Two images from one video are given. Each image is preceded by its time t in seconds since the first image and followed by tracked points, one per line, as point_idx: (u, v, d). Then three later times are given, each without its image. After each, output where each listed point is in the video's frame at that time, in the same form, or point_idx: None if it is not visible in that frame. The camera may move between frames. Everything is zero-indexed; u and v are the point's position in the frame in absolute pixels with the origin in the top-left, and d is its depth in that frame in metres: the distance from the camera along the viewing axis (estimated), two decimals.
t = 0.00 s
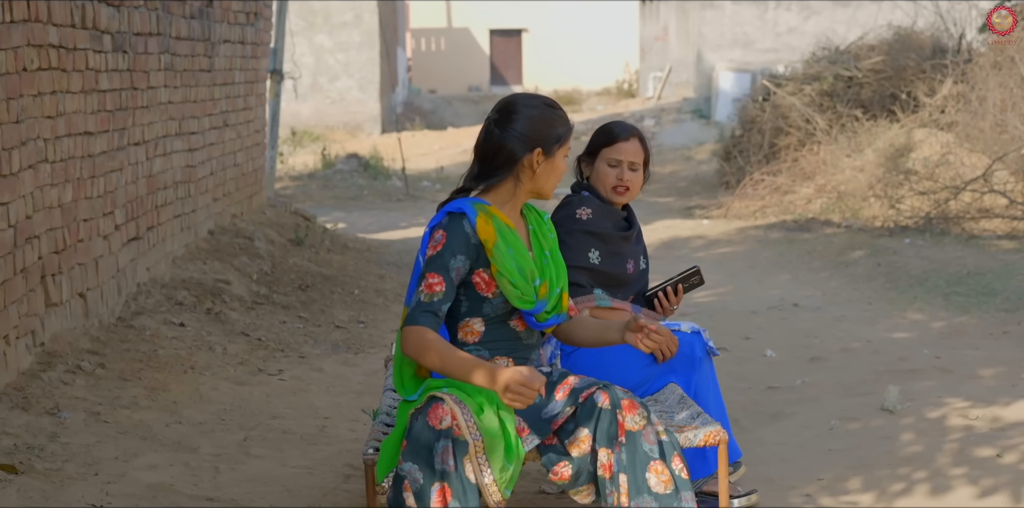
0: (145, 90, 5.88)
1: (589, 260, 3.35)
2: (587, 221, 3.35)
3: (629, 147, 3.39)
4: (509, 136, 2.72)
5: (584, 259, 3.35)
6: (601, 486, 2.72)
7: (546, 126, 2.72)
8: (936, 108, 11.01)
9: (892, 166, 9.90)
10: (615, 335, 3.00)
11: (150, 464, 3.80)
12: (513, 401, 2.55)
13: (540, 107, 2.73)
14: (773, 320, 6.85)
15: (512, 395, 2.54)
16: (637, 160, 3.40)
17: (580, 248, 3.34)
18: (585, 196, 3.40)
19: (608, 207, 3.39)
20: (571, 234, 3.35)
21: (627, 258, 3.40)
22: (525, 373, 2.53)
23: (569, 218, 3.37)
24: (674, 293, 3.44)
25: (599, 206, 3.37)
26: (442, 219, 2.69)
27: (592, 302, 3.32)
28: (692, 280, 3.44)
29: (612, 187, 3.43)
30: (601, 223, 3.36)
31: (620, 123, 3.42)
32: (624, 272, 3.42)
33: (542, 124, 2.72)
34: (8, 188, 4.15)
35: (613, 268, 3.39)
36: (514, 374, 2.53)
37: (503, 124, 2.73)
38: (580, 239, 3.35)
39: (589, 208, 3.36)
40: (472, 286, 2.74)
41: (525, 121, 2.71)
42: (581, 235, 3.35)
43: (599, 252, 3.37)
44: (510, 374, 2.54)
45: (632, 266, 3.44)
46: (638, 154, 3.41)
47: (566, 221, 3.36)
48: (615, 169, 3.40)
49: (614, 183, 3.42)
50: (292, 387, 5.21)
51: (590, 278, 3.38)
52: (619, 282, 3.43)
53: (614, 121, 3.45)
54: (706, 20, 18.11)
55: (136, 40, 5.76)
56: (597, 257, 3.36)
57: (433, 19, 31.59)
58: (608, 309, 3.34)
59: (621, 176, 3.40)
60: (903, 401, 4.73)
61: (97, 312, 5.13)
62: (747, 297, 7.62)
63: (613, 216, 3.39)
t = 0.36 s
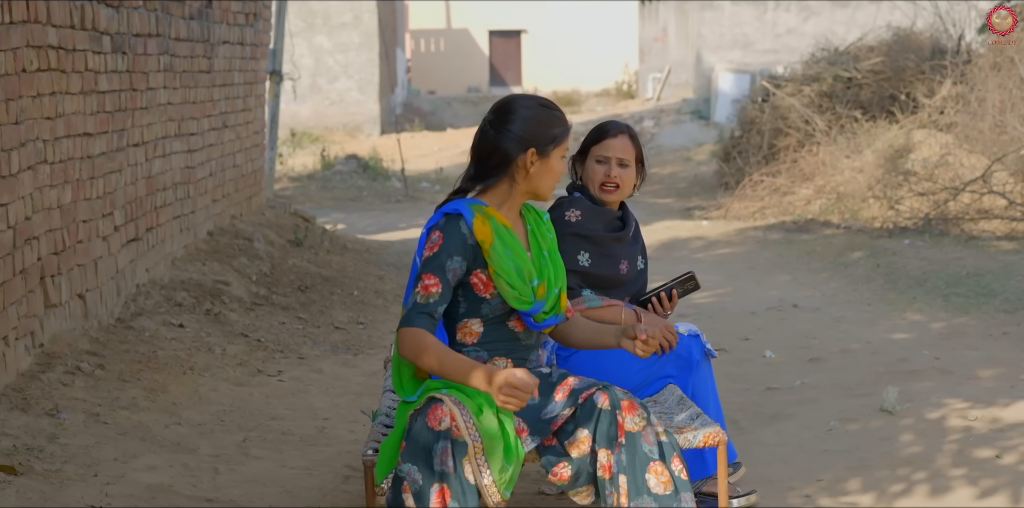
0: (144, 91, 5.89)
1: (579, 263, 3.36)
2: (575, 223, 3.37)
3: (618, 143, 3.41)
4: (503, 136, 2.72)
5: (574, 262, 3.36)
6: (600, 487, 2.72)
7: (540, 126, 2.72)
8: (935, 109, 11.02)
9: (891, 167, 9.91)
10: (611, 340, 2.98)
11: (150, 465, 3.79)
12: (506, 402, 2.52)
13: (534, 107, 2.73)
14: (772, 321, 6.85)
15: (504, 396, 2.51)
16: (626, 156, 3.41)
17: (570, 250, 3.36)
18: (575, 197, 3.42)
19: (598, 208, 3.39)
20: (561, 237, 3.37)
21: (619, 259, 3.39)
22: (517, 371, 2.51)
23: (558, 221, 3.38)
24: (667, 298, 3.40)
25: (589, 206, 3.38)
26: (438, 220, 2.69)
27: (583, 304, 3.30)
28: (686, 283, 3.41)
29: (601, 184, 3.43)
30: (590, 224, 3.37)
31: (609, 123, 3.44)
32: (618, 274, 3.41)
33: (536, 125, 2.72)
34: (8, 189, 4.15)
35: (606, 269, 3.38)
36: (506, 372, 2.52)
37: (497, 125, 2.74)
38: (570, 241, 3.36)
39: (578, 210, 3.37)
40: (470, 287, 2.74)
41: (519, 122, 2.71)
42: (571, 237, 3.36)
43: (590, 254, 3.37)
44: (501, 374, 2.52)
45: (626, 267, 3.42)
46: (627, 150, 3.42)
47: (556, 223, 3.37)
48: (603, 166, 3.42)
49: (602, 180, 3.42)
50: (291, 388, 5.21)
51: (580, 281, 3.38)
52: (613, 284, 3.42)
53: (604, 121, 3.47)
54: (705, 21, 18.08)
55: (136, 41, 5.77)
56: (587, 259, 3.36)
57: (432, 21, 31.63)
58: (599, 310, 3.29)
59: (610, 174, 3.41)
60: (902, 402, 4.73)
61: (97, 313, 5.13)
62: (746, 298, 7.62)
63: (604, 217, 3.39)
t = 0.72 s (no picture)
0: (144, 91, 5.89)
1: (577, 266, 3.36)
2: (573, 225, 3.37)
3: (617, 145, 3.39)
4: (508, 141, 2.72)
5: (571, 264, 3.37)
6: (599, 488, 2.73)
7: (544, 130, 2.72)
8: (935, 110, 11.01)
9: (891, 168, 9.91)
10: (616, 346, 2.98)
11: (150, 465, 3.79)
12: (479, 391, 2.50)
13: (540, 111, 2.73)
14: (772, 321, 6.85)
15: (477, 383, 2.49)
16: (626, 158, 3.40)
17: (569, 252, 3.36)
18: (574, 198, 3.42)
19: (596, 209, 3.40)
20: (560, 239, 3.37)
21: (617, 260, 3.40)
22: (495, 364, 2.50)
23: (557, 223, 3.39)
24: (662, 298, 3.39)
25: (587, 208, 3.38)
26: (435, 223, 2.69)
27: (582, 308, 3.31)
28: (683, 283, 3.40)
29: (602, 187, 3.43)
30: (588, 226, 3.38)
31: (607, 123, 3.40)
32: (616, 275, 3.42)
33: (541, 128, 2.72)
34: (8, 190, 4.15)
35: (604, 271, 3.39)
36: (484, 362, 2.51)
37: (502, 129, 2.73)
38: (567, 244, 3.37)
39: (575, 212, 3.38)
40: (469, 292, 2.74)
41: (522, 126, 2.71)
42: (569, 240, 3.37)
43: (588, 256, 3.37)
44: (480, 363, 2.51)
45: (625, 268, 3.43)
46: (627, 153, 3.41)
47: (555, 226, 3.38)
48: (603, 169, 3.41)
49: (603, 183, 3.42)
50: (291, 389, 5.21)
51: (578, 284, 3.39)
52: (610, 287, 3.42)
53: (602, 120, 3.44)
54: (705, 21, 18.07)
55: (136, 41, 5.76)
56: (586, 262, 3.37)
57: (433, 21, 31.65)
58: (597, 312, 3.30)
59: (610, 176, 3.41)
60: (902, 402, 4.73)
61: (97, 314, 5.13)
62: (746, 298, 7.62)
63: (601, 219, 3.39)
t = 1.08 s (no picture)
0: (144, 91, 5.90)
1: (570, 265, 3.38)
2: (569, 225, 3.37)
3: (620, 149, 3.37)
4: (512, 141, 2.71)
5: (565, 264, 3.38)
6: (599, 488, 2.72)
7: (548, 132, 2.73)
8: (935, 110, 11.00)
9: (890, 168, 9.91)
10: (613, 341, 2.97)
11: (149, 465, 3.79)
12: (466, 396, 2.47)
13: (545, 112, 2.74)
14: (772, 322, 6.85)
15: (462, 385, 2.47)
16: (627, 163, 3.38)
17: (562, 252, 3.37)
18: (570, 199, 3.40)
19: (592, 211, 3.39)
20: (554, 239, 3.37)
21: (610, 261, 3.40)
22: (485, 370, 2.49)
23: (553, 222, 3.39)
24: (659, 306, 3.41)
25: (583, 209, 3.37)
26: (431, 225, 2.69)
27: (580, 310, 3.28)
28: (686, 291, 3.38)
29: (602, 191, 3.42)
30: (583, 227, 3.38)
31: (610, 126, 3.38)
32: (611, 276, 3.42)
33: (545, 130, 2.72)
34: (8, 190, 4.15)
35: (598, 271, 3.40)
36: (475, 368, 2.50)
37: (505, 129, 2.73)
38: (562, 244, 3.38)
39: (572, 212, 3.37)
40: (466, 293, 2.74)
41: (526, 127, 2.71)
42: (564, 239, 3.37)
43: (581, 257, 3.38)
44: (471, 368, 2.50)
45: (619, 269, 3.44)
46: (629, 157, 3.39)
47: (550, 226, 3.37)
48: (604, 173, 3.39)
49: (604, 187, 3.41)
50: (291, 389, 5.21)
51: (571, 283, 3.40)
52: (605, 287, 3.43)
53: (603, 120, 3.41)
54: (705, 22, 18.07)
55: (135, 41, 5.77)
56: (578, 262, 3.38)
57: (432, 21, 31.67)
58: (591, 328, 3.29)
59: (610, 179, 3.39)
60: (901, 402, 4.73)
61: (97, 314, 5.13)
62: (746, 298, 7.62)
63: (597, 220, 3.39)
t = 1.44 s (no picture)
0: (144, 92, 5.90)
1: (569, 267, 3.36)
2: (568, 227, 3.36)
3: (624, 153, 3.37)
4: (512, 142, 2.71)
5: (564, 265, 3.36)
6: (600, 488, 2.72)
7: (547, 132, 2.74)
8: (935, 110, 11.00)
9: (890, 168, 9.91)
10: (610, 344, 2.95)
11: (149, 466, 3.79)
12: (474, 404, 2.50)
13: (543, 113, 2.74)
14: (772, 322, 6.85)
15: (468, 396, 2.50)
16: (631, 167, 3.38)
17: (561, 252, 3.36)
18: (570, 200, 3.40)
19: (592, 213, 3.39)
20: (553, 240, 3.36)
21: (609, 262, 3.40)
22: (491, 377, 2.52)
23: (552, 223, 3.37)
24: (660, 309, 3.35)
25: (583, 211, 3.37)
26: (430, 227, 2.69)
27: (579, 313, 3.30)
28: (687, 299, 3.32)
29: (604, 194, 3.43)
30: (582, 229, 3.37)
31: (614, 129, 3.37)
32: (610, 277, 3.42)
33: (544, 130, 2.73)
34: (8, 190, 4.15)
35: (597, 272, 3.39)
36: (482, 375, 2.53)
37: (505, 129, 2.73)
38: (561, 245, 3.36)
39: (571, 214, 3.36)
40: (465, 295, 2.74)
41: (526, 127, 2.71)
42: (563, 240, 3.36)
43: (580, 258, 3.37)
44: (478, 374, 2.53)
45: (618, 270, 3.44)
46: (633, 160, 3.39)
47: (549, 226, 3.36)
48: (608, 176, 3.40)
49: (607, 190, 3.42)
50: (291, 389, 5.21)
51: (568, 284, 3.38)
52: (604, 288, 3.42)
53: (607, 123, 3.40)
54: (705, 22, 18.06)
55: (135, 42, 5.77)
56: (577, 263, 3.37)
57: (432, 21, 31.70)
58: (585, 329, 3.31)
59: (613, 183, 3.40)
60: (901, 402, 4.73)
61: (97, 314, 5.13)
62: (746, 299, 7.62)
63: (596, 221, 3.39)
